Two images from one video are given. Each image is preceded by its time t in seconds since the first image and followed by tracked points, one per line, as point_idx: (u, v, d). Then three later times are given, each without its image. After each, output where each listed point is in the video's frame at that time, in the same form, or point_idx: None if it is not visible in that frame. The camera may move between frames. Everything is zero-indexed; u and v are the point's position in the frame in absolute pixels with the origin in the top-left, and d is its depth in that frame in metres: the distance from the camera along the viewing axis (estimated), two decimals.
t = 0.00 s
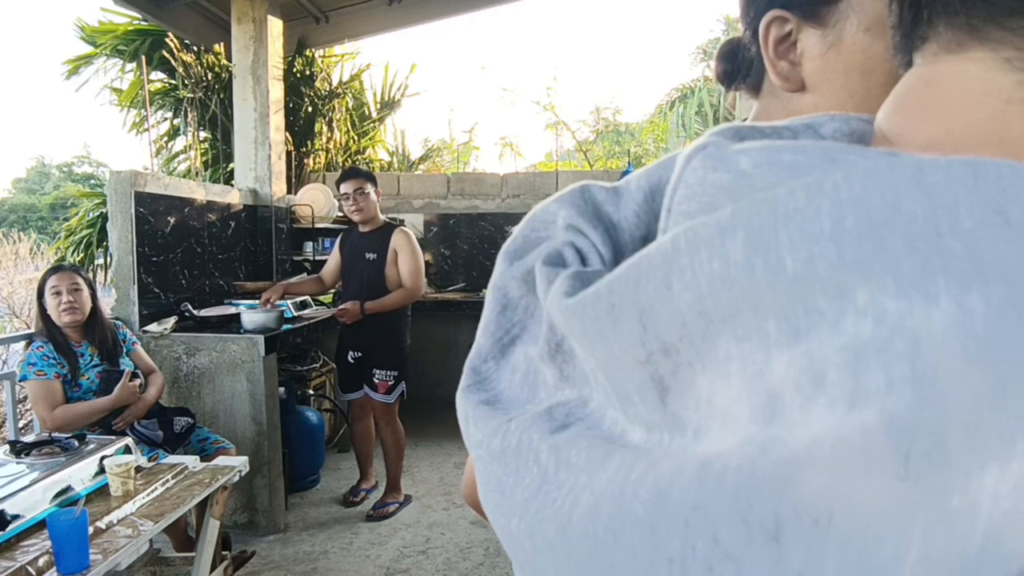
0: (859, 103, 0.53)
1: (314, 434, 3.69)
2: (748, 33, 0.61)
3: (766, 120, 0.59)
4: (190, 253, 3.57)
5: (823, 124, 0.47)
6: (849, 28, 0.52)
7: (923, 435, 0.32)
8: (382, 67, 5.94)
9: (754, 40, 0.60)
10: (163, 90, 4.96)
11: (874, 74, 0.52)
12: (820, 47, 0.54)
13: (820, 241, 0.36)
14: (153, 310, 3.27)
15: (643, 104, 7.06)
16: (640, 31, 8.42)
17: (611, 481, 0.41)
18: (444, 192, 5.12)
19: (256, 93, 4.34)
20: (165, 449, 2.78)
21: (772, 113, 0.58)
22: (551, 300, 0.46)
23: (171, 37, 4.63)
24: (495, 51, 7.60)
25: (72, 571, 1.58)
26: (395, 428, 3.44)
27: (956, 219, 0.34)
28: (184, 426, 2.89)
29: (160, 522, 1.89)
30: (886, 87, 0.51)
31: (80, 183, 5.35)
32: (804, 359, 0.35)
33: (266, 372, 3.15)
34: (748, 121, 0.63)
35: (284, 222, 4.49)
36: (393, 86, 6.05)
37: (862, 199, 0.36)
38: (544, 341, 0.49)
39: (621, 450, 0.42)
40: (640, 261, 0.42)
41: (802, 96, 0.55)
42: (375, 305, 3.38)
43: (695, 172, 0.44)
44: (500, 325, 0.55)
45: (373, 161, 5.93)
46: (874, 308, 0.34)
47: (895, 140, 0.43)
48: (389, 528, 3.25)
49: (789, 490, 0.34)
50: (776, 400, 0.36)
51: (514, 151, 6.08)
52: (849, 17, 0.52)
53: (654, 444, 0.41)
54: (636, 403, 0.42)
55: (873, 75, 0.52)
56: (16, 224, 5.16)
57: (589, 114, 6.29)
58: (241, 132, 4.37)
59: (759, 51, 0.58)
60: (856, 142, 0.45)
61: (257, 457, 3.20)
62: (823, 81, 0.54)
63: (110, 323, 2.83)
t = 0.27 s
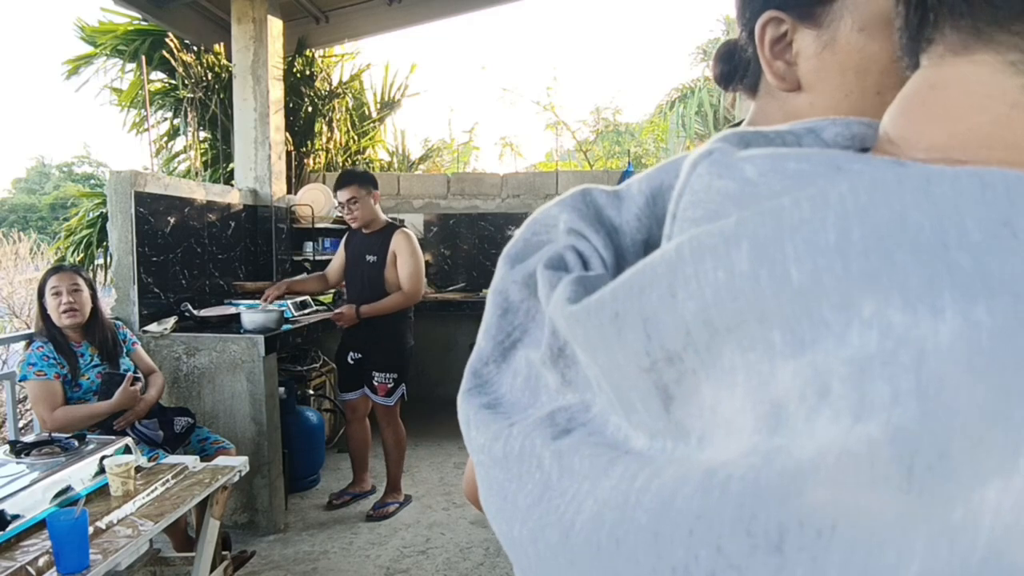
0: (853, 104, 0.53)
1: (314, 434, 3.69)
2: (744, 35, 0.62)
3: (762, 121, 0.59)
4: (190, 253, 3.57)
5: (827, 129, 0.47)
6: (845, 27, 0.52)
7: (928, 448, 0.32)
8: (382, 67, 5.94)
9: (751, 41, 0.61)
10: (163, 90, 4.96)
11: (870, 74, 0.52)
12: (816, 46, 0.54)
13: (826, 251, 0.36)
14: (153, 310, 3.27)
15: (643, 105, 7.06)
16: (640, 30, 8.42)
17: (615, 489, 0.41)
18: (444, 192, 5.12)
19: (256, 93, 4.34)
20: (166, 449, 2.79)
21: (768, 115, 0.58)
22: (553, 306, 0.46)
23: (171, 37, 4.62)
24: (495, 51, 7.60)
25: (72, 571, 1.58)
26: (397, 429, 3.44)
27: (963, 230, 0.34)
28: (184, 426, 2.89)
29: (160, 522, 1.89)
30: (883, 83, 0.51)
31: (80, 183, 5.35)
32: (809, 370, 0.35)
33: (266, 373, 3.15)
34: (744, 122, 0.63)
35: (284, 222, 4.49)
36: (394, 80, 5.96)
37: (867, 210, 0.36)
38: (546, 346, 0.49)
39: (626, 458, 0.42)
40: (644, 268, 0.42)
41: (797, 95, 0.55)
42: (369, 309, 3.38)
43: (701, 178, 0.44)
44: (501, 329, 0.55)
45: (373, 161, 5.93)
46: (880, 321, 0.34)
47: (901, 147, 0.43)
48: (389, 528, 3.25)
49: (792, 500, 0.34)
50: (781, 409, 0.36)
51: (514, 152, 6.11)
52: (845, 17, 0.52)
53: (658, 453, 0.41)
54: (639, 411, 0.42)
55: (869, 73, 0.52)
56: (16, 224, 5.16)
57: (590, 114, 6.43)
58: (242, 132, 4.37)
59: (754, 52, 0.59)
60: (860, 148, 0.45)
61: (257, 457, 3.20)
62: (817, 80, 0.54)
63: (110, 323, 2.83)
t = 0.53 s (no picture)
0: (856, 101, 0.55)
1: (314, 434, 3.71)
2: (741, 35, 0.63)
3: (764, 119, 0.61)
4: (190, 253, 3.58)
5: (827, 127, 0.49)
6: (845, 24, 0.54)
7: (908, 426, 0.33)
8: (382, 67, 5.96)
9: (749, 42, 0.62)
10: (163, 90, 4.98)
11: (870, 71, 0.54)
12: (817, 44, 0.55)
13: (816, 240, 0.38)
14: (153, 310, 3.29)
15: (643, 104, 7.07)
16: (640, 30, 8.44)
17: (613, 470, 0.43)
18: (444, 192, 5.13)
19: (256, 93, 4.36)
20: (166, 449, 2.82)
21: (769, 112, 0.60)
22: (559, 297, 0.48)
23: (171, 37, 4.64)
24: (495, 51, 7.62)
25: (72, 571, 1.60)
26: (393, 428, 3.46)
27: (944, 221, 0.36)
28: (185, 427, 2.90)
29: (160, 522, 1.91)
30: (884, 80, 0.53)
31: (80, 183, 5.36)
32: (798, 353, 0.37)
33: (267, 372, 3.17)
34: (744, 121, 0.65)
35: (284, 222, 4.51)
36: (393, 85, 6.08)
37: (854, 201, 0.38)
38: (552, 335, 0.50)
39: (624, 441, 0.44)
40: (645, 258, 0.43)
41: (800, 93, 0.57)
42: (363, 310, 3.39)
43: (702, 173, 0.46)
44: (510, 320, 0.57)
45: (373, 161, 5.95)
46: (864, 308, 0.36)
47: (897, 144, 0.44)
48: (389, 528, 3.27)
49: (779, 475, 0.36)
50: (771, 392, 0.38)
51: (513, 151, 6.05)
52: (844, 15, 0.54)
53: (655, 435, 0.43)
54: (638, 396, 0.44)
55: (869, 69, 0.54)
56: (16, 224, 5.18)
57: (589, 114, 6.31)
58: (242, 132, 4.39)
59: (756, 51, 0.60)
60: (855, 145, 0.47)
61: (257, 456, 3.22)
62: (819, 79, 0.56)
63: (110, 323, 2.86)
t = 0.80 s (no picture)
0: (862, 100, 0.54)
1: (314, 434, 3.71)
2: (748, 36, 0.63)
3: (768, 120, 0.60)
4: (190, 253, 3.58)
5: (815, 129, 0.49)
6: (854, 24, 0.53)
7: (896, 420, 0.33)
8: (382, 67, 5.97)
9: (757, 42, 0.62)
10: (163, 90, 4.98)
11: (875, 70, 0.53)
12: (825, 44, 0.55)
13: (804, 237, 0.38)
14: (153, 310, 3.29)
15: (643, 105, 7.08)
16: (641, 30, 8.45)
17: (606, 470, 0.43)
18: (444, 193, 5.13)
19: (256, 93, 4.36)
20: (165, 450, 2.80)
21: (774, 112, 0.60)
22: (549, 299, 0.49)
23: (171, 37, 4.64)
24: (495, 51, 7.62)
25: (72, 571, 1.60)
26: (392, 428, 3.46)
27: (932, 214, 0.36)
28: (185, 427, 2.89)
29: (160, 522, 1.91)
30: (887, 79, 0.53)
31: (81, 183, 5.36)
32: (787, 350, 0.37)
33: (266, 372, 3.17)
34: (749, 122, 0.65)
35: (284, 222, 4.52)
36: (394, 84, 6.07)
37: (840, 199, 0.38)
38: (544, 337, 0.51)
39: (617, 440, 0.44)
40: (633, 260, 0.44)
41: (805, 93, 0.57)
42: (359, 309, 3.39)
43: (689, 174, 0.46)
44: (502, 326, 0.57)
45: (373, 161, 5.96)
46: (851, 304, 0.36)
47: (884, 144, 0.44)
48: (389, 528, 3.27)
49: (770, 473, 0.36)
50: (761, 389, 0.38)
51: (514, 152, 6.07)
52: (853, 14, 0.53)
53: (648, 434, 0.43)
54: (631, 395, 0.44)
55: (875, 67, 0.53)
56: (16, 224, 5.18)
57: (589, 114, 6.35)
58: (242, 132, 4.39)
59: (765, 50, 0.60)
60: (845, 144, 0.47)
61: (257, 456, 3.22)
62: (827, 79, 0.56)
63: (110, 322, 2.85)
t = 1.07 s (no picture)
0: (866, 101, 0.55)
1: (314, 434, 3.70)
2: (752, 37, 0.62)
3: (776, 121, 0.60)
4: (190, 253, 3.58)
5: (825, 133, 0.49)
6: (861, 24, 0.53)
7: (896, 432, 0.33)
8: (382, 67, 5.97)
9: (761, 43, 0.61)
10: (163, 90, 4.98)
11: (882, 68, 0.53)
12: (831, 44, 0.55)
13: (806, 246, 0.38)
14: (153, 310, 3.29)
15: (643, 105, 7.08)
16: (641, 30, 8.44)
17: (606, 477, 0.43)
18: (444, 193, 5.12)
19: (256, 93, 4.36)
20: (166, 450, 2.83)
21: (782, 112, 0.60)
22: (555, 303, 0.48)
23: (171, 37, 4.64)
24: (495, 51, 7.62)
25: (72, 571, 1.60)
26: (392, 428, 3.46)
27: (935, 224, 0.36)
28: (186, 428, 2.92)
29: (160, 522, 1.91)
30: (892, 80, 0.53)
31: (81, 183, 5.36)
32: (788, 360, 0.37)
33: (267, 373, 3.17)
34: (754, 122, 0.64)
35: (284, 222, 4.52)
36: (394, 83, 6.03)
37: (843, 208, 0.38)
38: (550, 340, 0.51)
39: (619, 445, 0.44)
40: (639, 265, 0.43)
41: (811, 92, 0.57)
42: (356, 308, 3.40)
43: (697, 179, 0.46)
44: (509, 327, 0.57)
45: (373, 161, 5.96)
46: (853, 314, 0.36)
47: (892, 150, 0.44)
48: (389, 528, 3.27)
49: (768, 482, 0.36)
50: (762, 397, 0.38)
51: (513, 151, 6.08)
52: (859, 15, 0.53)
53: (650, 440, 0.43)
54: (634, 401, 0.44)
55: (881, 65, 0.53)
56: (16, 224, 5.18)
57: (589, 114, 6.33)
58: (242, 132, 4.39)
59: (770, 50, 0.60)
60: (854, 150, 0.47)
61: (257, 456, 3.22)
62: (832, 78, 0.56)
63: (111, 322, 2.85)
